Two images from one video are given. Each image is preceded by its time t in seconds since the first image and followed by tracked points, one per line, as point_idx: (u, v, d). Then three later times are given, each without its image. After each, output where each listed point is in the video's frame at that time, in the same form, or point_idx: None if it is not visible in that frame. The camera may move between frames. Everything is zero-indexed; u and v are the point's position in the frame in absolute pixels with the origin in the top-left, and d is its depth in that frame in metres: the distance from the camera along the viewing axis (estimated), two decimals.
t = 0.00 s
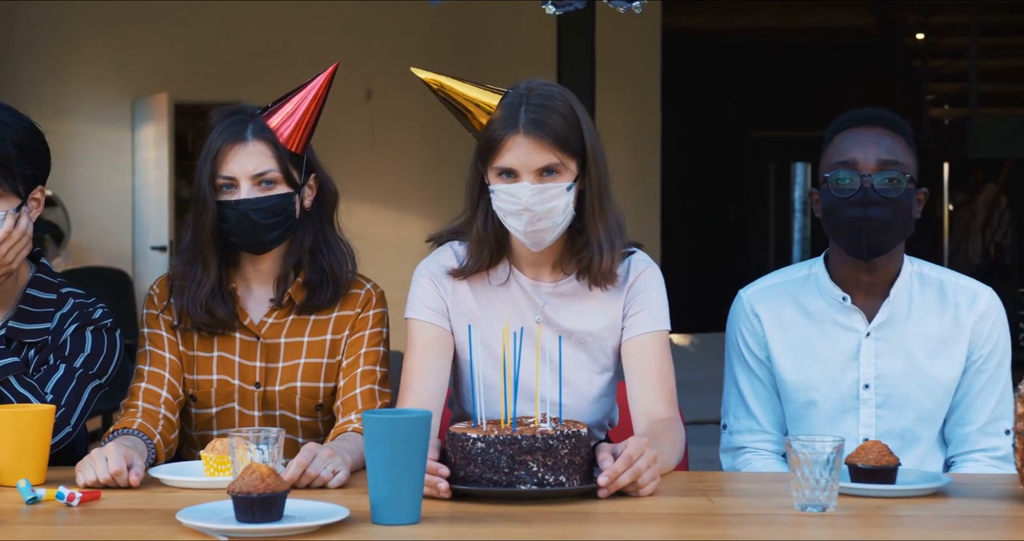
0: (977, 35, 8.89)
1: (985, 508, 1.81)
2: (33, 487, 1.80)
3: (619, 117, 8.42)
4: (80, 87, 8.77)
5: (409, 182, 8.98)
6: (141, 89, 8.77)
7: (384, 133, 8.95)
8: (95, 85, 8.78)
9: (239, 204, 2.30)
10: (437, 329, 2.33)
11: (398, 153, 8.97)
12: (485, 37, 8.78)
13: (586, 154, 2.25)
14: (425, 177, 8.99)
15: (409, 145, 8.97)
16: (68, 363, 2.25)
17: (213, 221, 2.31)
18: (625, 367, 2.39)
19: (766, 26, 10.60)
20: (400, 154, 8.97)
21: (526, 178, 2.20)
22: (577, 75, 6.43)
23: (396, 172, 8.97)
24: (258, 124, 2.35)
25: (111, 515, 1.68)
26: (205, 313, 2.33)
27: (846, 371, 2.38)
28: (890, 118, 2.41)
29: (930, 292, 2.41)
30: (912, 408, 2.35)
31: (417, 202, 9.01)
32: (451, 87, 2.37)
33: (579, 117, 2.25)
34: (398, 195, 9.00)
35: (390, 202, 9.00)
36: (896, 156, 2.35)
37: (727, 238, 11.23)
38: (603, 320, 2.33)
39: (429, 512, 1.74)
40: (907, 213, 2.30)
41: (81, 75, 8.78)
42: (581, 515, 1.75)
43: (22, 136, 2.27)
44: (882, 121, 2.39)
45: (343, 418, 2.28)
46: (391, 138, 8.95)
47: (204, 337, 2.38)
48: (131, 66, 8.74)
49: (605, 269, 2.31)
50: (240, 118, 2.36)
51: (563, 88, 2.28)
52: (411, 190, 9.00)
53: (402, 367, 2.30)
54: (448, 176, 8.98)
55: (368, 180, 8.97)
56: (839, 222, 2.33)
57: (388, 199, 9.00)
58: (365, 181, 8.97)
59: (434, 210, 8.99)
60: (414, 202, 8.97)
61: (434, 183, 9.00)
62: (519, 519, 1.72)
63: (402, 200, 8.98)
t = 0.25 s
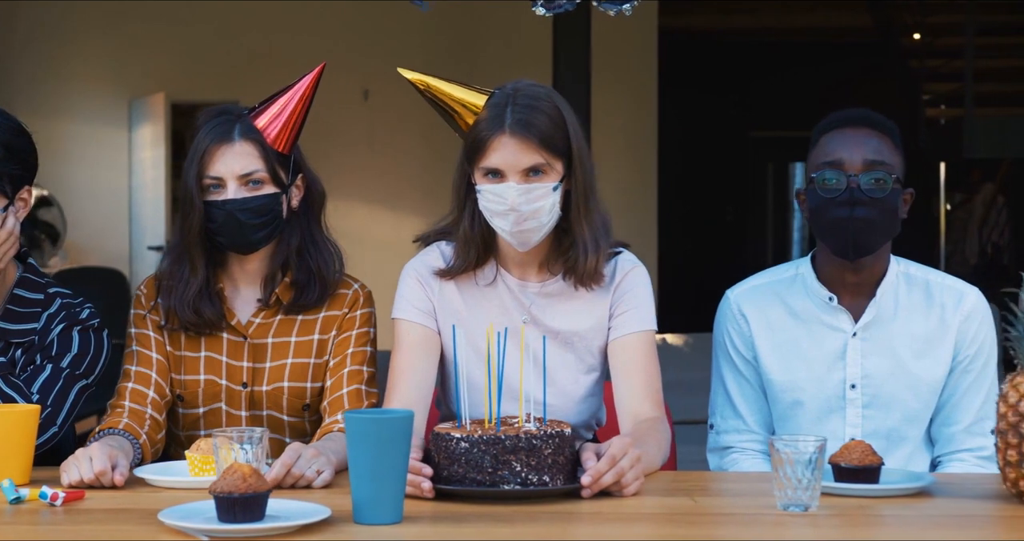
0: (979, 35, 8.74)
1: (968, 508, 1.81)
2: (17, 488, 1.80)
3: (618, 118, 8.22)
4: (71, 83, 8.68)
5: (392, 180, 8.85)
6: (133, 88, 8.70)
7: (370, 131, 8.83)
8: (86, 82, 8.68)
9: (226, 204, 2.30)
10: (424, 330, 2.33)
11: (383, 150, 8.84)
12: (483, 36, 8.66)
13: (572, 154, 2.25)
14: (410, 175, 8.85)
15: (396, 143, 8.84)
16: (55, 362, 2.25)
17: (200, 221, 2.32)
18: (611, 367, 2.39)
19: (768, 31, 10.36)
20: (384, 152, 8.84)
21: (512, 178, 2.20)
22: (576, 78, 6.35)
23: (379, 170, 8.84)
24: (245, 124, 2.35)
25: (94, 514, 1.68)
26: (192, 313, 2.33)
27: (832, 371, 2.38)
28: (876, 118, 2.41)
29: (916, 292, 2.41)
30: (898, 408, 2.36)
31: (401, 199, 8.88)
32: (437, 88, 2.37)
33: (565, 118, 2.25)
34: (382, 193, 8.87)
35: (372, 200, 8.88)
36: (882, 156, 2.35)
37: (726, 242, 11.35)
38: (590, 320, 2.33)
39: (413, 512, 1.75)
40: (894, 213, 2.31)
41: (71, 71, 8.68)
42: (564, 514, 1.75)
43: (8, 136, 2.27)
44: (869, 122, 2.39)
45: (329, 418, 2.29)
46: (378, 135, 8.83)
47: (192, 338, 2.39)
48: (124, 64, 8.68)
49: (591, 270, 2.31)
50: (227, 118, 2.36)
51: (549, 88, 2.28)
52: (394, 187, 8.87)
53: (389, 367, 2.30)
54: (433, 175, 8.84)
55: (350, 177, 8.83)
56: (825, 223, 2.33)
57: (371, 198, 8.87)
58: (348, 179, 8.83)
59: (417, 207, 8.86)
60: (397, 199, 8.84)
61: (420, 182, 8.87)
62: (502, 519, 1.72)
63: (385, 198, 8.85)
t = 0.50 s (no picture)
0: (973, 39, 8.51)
1: (949, 506, 1.82)
2: None
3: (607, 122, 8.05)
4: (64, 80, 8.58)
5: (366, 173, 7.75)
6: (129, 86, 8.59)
7: (339, 117, 7.71)
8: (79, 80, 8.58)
9: (211, 204, 2.30)
10: (408, 329, 2.33)
11: (355, 139, 7.72)
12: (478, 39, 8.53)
13: (555, 154, 2.26)
14: (386, 168, 7.74)
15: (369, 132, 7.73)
16: (39, 362, 2.25)
17: (185, 221, 2.32)
18: (596, 367, 2.39)
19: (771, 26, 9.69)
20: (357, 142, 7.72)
21: (496, 178, 2.20)
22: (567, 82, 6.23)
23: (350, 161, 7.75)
24: (230, 125, 2.35)
25: (73, 514, 1.68)
26: (177, 313, 2.34)
27: (817, 371, 2.39)
28: (860, 118, 2.41)
29: (900, 292, 2.42)
30: (883, 407, 2.36)
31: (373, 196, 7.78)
32: (421, 88, 2.37)
33: (549, 118, 2.25)
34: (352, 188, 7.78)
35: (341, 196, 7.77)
36: (866, 156, 2.35)
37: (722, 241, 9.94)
38: (575, 320, 2.33)
39: (393, 512, 1.75)
40: (878, 213, 2.31)
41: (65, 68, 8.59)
42: (545, 513, 1.75)
43: None
44: (852, 121, 2.39)
45: (314, 417, 2.29)
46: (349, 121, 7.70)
47: (177, 337, 2.39)
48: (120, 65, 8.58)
49: (576, 270, 2.31)
50: (212, 118, 2.36)
51: (533, 88, 2.29)
52: (367, 181, 7.77)
53: (374, 367, 2.31)
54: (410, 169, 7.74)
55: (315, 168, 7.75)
56: (809, 223, 2.34)
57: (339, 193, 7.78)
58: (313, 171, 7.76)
59: (393, 204, 7.75)
60: (374, 192, 7.77)
61: (395, 178, 7.76)
62: (484, 516, 1.72)
63: (359, 191, 7.78)
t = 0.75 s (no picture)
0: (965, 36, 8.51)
1: (932, 504, 1.82)
2: None
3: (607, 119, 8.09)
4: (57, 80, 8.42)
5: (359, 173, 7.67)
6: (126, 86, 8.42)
7: (330, 117, 7.63)
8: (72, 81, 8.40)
9: (198, 203, 2.31)
10: (395, 329, 2.33)
11: (346, 140, 7.66)
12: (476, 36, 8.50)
13: (541, 154, 2.26)
14: (379, 168, 7.67)
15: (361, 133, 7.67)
16: (25, 362, 2.25)
17: (171, 221, 2.32)
18: (583, 366, 2.40)
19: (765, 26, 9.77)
20: (349, 143, 7.66)
21: (482, 177, 2.21)
22: (564, 80, 6.20)
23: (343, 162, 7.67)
24: (217, 124, 2.36)
25: (55, 514, 1.68)
26: (164, 312, 2.34)
27: (803, 370, 2.39)
28: (847, 118, 2.41)
29: (886, 291, 2.42)
30: (870, 406, 2.37)
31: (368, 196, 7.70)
32: (408, 87, 2.37)
33: (535, 118, 2.26)
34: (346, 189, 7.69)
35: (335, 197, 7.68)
36: (852, 156, 2.35)
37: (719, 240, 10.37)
38: (561, 320, 2.34)
39: (376, 510, 1.75)
40: (863, 213, 2.32)
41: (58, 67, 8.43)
42: (529, 512, 1.76)
43: None
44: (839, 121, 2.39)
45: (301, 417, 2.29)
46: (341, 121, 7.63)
47: (164, 337, 2.39)
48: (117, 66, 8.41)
49: (562, 270, 2.32)
50: (198, 118, 2.37)
51: (519, 88, 2.29)
52: (361, 182, 7.69)
53: (360, 366, 2.31)
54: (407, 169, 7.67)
55: (308, 171, 7.66)
56: (795, 223, 2.34)
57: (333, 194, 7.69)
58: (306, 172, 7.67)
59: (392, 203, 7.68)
60: (373, 193, 7.68)
61: (389, 178, 7.69)
62: (467, 516, 1.73)
63: (357, 191, 7.69)
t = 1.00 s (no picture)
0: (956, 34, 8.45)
1: (911, 503, 1.82)
2: None
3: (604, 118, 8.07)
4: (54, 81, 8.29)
5: (352, 173, 7.67)
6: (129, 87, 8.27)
7: (322, 117, 7.63)
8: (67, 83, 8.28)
9: (182, 203, 2.31)
10: (380, 328, 2.33)
11: (339, 141, 7.65)
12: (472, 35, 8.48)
13: (525, 153, 2.26)
14: (372, 168, 7.67)
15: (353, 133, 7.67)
16: (9, 361, 2.25)
17: (155, 220, 2.33)
18: (567, 366, 2.40)
19: (761, 24, 9.71)
20: (341, 143, 7.65)
21: (466, 177, 2.21)
22: (557, 78, 6.13)
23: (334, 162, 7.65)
24: (202, 124, 2.36)
25: (34, 513, 1.68)
26: (149, 312, 2.35)
27: (787, 370, 2.39)
28: (831, 118, 2.41)
29: (870, 291, 2.43)
30: (854, 406, 2.37)
31: (360, 196, 7.70)
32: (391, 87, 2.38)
33: (519, 117, 2.26)
34: (337, 189, 7.68)
35: (325, 197, 7.66)
36: (836, 156, 2.35)
37: (719, 239, 10.04)
38: (545, 319, 2.34)
39: (357, 509, 1.75)
40: (847, 213, 2.32)
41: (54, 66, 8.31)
42: (509, 511, 1.76)
43: None
44: (823, 121, 2.39)
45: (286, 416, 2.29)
46: (333, 121, 7.63)
47: (149, 336, 2.40)
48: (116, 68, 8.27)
49: (545, 269, 2.32)
50: (183, 118, 2.37)
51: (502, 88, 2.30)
52: (353, 181, 7.68)
53: (344, 365, 2.31)
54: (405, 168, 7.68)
55: (299, 171, 7.64)
56: (778, 223, 2.35)
57: (325, 194, 7.67)
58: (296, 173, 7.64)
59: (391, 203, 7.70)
60: (370, 192, 7.69)
61: (383, 177, 7.70)
62: (447, 514, 1.73)
63: (353, 191, 7.69)
